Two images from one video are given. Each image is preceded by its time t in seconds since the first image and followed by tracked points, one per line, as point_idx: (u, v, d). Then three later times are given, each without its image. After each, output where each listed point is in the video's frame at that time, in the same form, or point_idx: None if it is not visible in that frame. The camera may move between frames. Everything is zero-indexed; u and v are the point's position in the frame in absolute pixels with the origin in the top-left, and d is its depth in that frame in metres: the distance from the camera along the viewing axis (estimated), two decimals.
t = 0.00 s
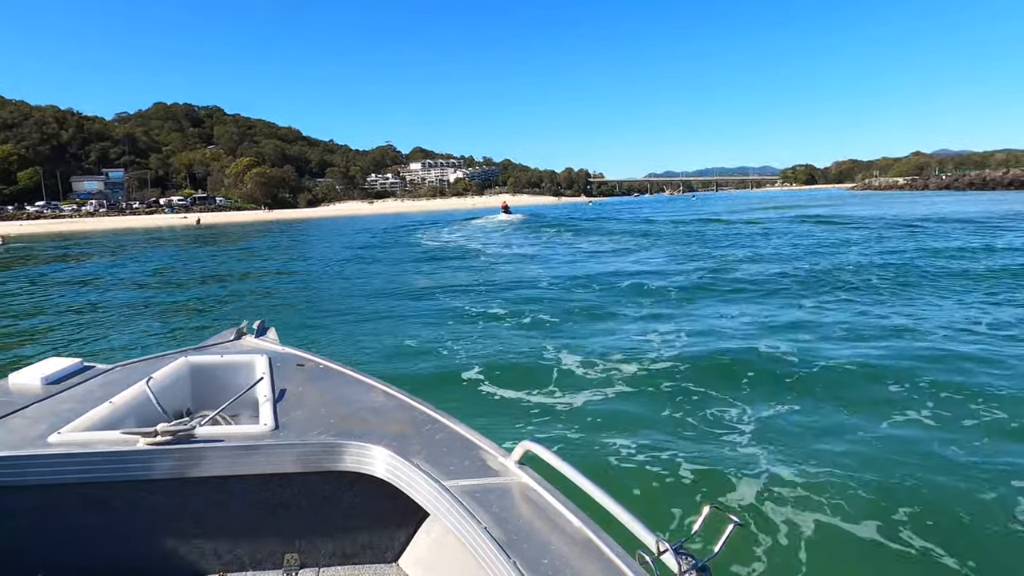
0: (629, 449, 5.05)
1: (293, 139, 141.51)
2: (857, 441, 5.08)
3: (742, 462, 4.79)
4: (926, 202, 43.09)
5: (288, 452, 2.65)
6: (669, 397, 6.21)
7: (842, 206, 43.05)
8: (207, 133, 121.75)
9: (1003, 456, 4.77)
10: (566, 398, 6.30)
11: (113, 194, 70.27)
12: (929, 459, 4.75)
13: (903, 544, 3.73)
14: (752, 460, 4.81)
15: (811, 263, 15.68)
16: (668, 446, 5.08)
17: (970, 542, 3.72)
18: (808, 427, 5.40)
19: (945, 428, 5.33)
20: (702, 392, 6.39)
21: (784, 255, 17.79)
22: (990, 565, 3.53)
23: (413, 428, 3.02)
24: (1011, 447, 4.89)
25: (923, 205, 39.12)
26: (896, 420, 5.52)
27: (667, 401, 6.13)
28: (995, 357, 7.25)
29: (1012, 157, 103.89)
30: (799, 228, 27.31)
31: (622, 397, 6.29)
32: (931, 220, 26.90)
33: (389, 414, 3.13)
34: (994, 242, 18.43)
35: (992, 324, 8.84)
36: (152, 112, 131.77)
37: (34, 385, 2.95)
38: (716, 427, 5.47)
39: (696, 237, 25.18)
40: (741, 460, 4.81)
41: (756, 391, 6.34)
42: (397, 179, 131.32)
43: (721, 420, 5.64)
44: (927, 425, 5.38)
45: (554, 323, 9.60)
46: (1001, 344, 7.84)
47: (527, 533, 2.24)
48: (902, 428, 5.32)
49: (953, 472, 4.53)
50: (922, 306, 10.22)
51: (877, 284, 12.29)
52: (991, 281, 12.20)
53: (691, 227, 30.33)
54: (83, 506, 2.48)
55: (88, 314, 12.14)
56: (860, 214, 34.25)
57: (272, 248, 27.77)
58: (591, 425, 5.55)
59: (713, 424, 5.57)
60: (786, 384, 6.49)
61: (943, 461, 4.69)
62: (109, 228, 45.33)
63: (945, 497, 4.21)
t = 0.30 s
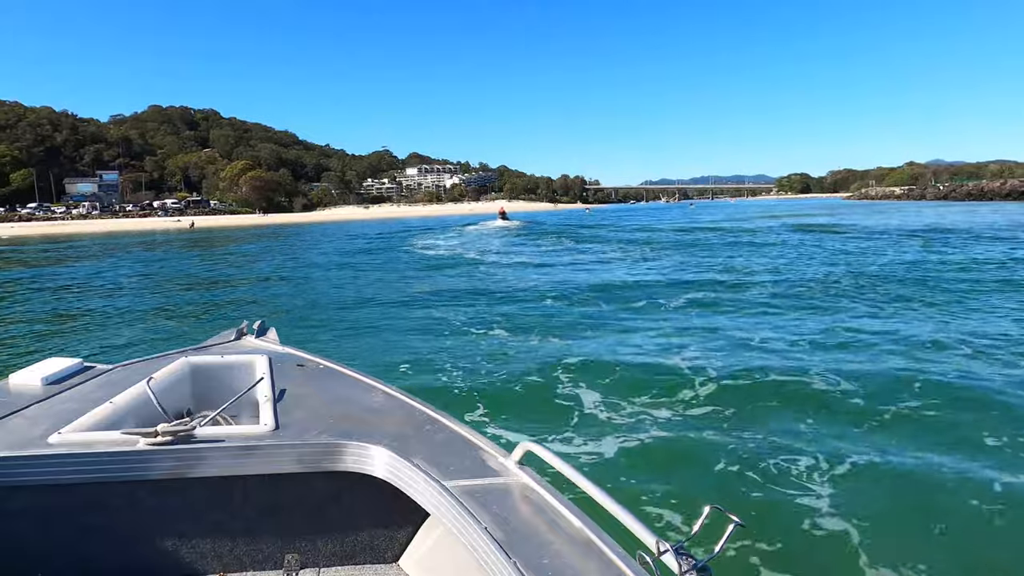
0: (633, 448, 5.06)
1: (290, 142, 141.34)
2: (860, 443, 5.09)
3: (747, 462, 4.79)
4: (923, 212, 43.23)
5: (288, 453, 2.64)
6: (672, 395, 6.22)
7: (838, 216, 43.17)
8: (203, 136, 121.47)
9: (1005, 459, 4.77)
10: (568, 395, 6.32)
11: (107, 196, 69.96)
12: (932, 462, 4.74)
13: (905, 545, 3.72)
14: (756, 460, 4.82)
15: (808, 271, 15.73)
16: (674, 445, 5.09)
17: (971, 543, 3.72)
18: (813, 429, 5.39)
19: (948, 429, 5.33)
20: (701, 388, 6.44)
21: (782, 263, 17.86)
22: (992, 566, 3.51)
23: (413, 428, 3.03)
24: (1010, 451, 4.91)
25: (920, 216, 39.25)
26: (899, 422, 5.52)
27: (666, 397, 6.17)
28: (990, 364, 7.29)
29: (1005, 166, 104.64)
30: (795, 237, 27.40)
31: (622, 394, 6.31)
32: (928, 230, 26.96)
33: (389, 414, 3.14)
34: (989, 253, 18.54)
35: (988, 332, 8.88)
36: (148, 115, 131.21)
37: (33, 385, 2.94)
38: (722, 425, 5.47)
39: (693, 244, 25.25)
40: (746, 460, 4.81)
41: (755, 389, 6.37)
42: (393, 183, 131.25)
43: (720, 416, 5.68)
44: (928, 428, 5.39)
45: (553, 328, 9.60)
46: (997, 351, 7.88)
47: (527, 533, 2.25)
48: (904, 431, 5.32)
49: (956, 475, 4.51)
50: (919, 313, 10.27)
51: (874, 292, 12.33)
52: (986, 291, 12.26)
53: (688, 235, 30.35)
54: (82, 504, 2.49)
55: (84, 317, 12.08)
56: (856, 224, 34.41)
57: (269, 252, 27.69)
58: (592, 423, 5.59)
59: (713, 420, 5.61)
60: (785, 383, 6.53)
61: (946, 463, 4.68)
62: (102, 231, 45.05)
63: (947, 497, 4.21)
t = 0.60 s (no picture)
0: (639, 449, 5.05)
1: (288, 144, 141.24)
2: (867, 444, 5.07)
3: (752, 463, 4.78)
4: (922, 218, 43.28)
5: (287, 452, 2.64)
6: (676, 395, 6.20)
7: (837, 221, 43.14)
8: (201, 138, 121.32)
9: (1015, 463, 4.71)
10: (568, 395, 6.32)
11: (105, 198, 69.82)
12: (934, 465, 4.71)
13: (906, 553, 3.67)
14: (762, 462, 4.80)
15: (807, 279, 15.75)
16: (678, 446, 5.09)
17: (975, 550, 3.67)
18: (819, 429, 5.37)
19: (952, 432, 5.31)
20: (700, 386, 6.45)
21: (781, 271, 17.89)
22: None
23: (413, 427, 3.03)
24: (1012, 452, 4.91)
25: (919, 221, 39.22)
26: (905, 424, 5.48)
27: (666, 395, 6.18)
28: (989, 370, 7.30)
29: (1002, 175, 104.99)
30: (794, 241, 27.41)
31: (622, 392, 6.31)
32: (926, 236, 26.98)
33: (390, 414, 3.14)
34: (987, 260, 18.55)
35: (987, 341, 8.90)
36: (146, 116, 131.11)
37: (33, 385, 2.94)
38: (728, 426, 5.46)
39: (691, 248, 25.27)
40: (750, 463, 4.79)
41: (755, 387, 6.37)
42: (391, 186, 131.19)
43: (721, 415, 5.69)
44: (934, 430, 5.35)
45: (551, 333, 9.61)
46: (996, 356, 7.89)
47: (527, 533, 2.25)
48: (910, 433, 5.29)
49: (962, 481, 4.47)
50: (917, 320, 10.28)
51: (874, 301, 12.35)
52: (984, 301, 12.30)
53: (687, 241, 30.38)
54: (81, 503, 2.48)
55: (83, 317, 12.08)
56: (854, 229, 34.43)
57: (267, 253, 27.69)
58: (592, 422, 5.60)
59: (713, 419, 5.61)
60: (785, 381, 6.54)
61: (951, 469, 4.64)
62: (99, 233, 44.96)
63: (951, 505, 4.17)
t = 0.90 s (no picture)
0: (640, 447, 5.04)
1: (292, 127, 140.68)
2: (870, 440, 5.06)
3: (753, 461, 4.78)
4: (932, 184, 42.75)
5: (287, 452, 2.63)
6: (677, 391, 6.19)
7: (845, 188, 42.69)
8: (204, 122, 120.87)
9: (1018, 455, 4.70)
10: (569, 391, 6.32)
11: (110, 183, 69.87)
12: (936, 460, 4.69)
13: (908, 550, 3.66)
14: (764, 459, 4.81)
15: (814, 250, 15.59)
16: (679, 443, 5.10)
17: (976, 547, 3.68)
18: (820, 424, 5.37)
19: (957, 423, 5.28)
20: (701, 382, 6.44)
21: (788, 240, 17.72)
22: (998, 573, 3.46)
23: (413, 426, 3.03)
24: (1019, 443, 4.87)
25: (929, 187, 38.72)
26: (908, 416, 5.46)
27: (665, 393, 6.16)
28: (997, 348, 7.22)
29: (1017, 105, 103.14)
30: (803, 211, 26.94)
31: (621, 389, 6.33)
32: (935, 202, 26.68)
33: (390, 413, 3.14)
34: (1002, 229, 18.16)
35: (996, 313, 8.79)
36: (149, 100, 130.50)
37: (33, 385, 2.95)
38: (728, 422, 5.46)
39: (698, 220, 24.89)
40: (750, 460, 4.79)
41: (756, 383, 6.34)
42: (396, 167, 130.83)
43: (722, 412, 5.67)
44: (938, 422, 5.33)
45: (554, 318, 9.54)
46: (1004, 333, 7.80)
47: (527, 532, 2.23)
48: (913, 426, 5.27)
49: (963, 475, 4.48)
50: (929, 295, 10.09)
51: (881, 272, 12.22)
52: (993, 270, 12.17)
53: (692, 210, 30.16)
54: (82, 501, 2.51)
55: (87, 305, 12.12)
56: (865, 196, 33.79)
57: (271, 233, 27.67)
58: (592, 420, 5.61)
59: (715, 416, 5.59)
60: (787, 377, 6.50)
61: (954, 465, 4.62)
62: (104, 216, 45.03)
63: (951, 501, 4.17)
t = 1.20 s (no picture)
0: (640, 447, 5.04)
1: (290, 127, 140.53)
2: (869, 438, 5.08)
3: (753, 461, 4.78)
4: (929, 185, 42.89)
5: (287, 452, 2.62)
6: (676, 390, 6.19)
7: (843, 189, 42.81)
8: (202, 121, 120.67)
9: (1013, 452, 4.74)
10: (568, 391, 6.32)
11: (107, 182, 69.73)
12: (936, 461, 4.69)
13: (910, 550, 3.66)
14: (764, 457, 4.83)
15: (813, 250, 15.64)
16: (679, 442, 5.11)
17: (975, 545, 3.71)
18: (819, 423, 5.39)
19: (953, 422, 5.31)
20: (701, 381, 6.44)
21: (786, 240, 17.78)
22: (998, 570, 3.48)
23: (413, 426, 3.03)
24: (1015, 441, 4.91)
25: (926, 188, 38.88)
26: (905, 414, 5.49)
27: (665, 393, 6.16)
28: (995, 348, 7.25)
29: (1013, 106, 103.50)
30: (802, 212, 26.94)
31: (621, 388, 6.32)
32: (932, 203, 26.79)
33: (390, 413, 3.14)
34: (1002, 230, 18.17)
35: (993, 314, 8.82)
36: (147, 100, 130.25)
37: (33, 384, 2.95)
38: (728, 422, 5.47)
39: (698, 221, 24.90)
40: (751, 460, 4.78)
41: (755, 383, 6.35)
42: (394, 167, 130.68)
43: (723, 411, 5.67)
44: (934, 420, 5.37)
45: (554, 318, 9.55)
46: (1001, 334, 7.83)
47: (527, 532, 2.24)
48: (912, 425, 5.28)
49: (964, 476, 4.47)
50: (928, 296, 10.09)
51: (879, 272, 12.26)
52: (990, 271, 12.24)
53: (690, 211, 30.24)
54: (82, 501, 2.51)
55: (86, 305, 12.12)
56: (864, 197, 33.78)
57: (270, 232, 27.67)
58: (592, 420, 5.61)
59: (715, 415, 5.59)
60: (787, 377, 6.51)
61: (953, 466, 4.62)
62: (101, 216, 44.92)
63: (952, 502, 4.16)
